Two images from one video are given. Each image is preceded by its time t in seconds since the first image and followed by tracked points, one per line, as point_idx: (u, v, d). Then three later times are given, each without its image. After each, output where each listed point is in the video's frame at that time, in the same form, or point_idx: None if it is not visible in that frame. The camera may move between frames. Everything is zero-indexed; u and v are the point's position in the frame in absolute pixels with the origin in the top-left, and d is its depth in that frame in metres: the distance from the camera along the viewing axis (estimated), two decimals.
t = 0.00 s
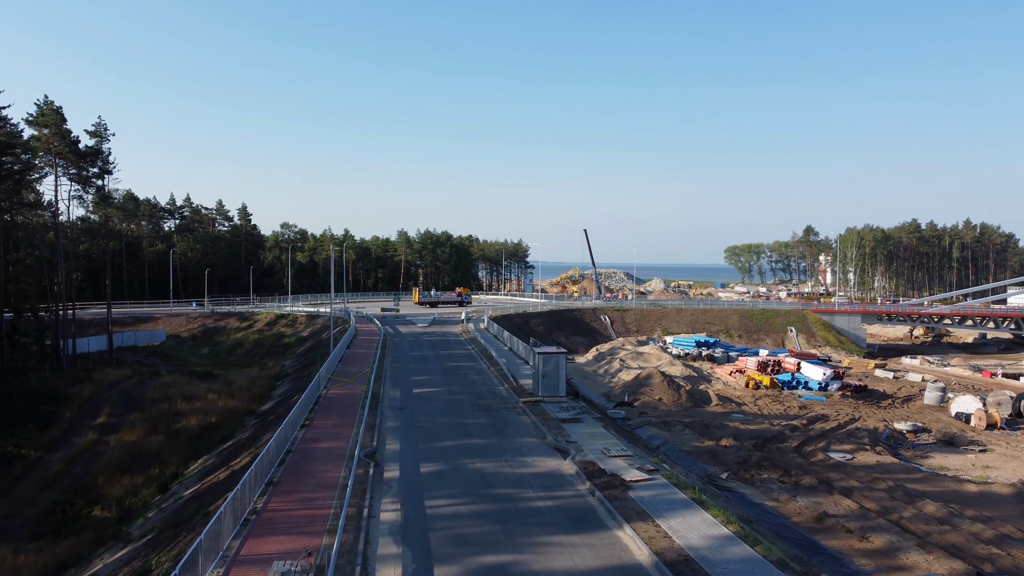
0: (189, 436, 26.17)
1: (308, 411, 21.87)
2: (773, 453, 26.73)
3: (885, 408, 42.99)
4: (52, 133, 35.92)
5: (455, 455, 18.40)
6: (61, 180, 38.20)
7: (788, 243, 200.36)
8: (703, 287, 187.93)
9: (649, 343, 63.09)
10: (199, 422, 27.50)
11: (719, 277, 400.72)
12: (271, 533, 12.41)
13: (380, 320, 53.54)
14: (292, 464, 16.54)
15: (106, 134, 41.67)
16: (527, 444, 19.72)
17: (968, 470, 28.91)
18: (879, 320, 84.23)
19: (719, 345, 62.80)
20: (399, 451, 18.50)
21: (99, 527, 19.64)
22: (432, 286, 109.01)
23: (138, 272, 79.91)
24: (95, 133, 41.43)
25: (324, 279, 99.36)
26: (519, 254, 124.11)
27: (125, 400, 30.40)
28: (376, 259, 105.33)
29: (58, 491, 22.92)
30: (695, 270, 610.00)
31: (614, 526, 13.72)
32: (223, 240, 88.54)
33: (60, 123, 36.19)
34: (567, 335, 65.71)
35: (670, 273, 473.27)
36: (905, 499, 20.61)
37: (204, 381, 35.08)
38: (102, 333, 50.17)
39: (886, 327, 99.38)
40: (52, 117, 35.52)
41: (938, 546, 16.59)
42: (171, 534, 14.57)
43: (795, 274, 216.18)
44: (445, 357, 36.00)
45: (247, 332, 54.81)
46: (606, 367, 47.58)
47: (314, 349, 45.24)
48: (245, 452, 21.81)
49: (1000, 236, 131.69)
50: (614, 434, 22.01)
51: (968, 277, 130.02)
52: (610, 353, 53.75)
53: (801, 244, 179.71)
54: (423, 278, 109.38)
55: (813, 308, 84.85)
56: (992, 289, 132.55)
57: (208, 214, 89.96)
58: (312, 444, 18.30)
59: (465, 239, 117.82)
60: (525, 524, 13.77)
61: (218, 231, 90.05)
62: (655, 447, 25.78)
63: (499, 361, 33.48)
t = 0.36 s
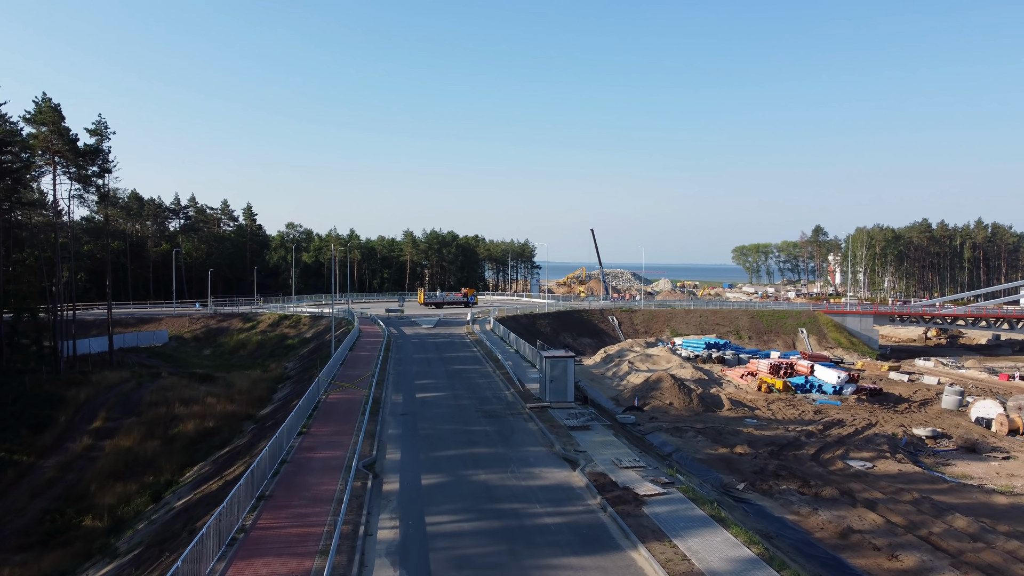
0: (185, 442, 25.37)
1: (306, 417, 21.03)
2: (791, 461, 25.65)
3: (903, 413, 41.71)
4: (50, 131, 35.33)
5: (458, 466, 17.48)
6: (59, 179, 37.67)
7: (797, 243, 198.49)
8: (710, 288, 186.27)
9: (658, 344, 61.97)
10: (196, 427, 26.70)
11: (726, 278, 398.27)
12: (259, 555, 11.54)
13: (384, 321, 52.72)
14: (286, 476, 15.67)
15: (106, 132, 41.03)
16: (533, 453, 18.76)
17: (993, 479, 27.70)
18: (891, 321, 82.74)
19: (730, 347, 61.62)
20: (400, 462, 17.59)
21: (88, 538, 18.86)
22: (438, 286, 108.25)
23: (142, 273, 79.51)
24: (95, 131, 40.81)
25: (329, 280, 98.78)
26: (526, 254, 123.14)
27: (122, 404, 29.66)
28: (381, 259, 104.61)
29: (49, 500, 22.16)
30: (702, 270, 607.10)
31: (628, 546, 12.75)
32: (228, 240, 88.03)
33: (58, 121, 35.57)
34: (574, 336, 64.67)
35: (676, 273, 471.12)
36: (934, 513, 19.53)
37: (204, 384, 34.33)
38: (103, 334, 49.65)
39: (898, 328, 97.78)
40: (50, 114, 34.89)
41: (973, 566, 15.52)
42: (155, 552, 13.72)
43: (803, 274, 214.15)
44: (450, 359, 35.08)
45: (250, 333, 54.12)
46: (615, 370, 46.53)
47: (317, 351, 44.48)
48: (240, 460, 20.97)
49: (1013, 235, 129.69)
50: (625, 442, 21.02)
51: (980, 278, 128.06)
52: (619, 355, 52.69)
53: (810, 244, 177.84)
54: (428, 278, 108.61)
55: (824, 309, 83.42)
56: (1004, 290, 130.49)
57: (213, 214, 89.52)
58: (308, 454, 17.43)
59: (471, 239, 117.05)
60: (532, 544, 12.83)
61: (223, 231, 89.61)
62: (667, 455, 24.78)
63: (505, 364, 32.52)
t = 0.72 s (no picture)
0: (180, 448, 24.55)
1: (303, 422, 20.19)
2: (810, 471, 24.56)
3: (920, 417, 40.47)
4: (47, 129, 34.72)
5: (462, 478, 16.56)
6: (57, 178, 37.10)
7: (805, 244, 196.83)
8: (718, 288, 184.79)
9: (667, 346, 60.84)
10: (193, 432, 25.91)
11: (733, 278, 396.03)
12: None
13: (389, 322, 51.90)
14: (279, 489, 14.79)
15: (106, 130, 40.47)
16: (541, 464, 17.80)
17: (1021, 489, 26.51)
18: (904, 323, 81.24)
19: (740, 349, 60.40)
20: (400, 473, 16.67)
21: (75, 551, 18.02)
22: (444, 287, 107.42)
23: (147, 273, 79.07)
24: (94, 129, 40.22)
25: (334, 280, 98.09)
26: (531, 254, 121.83)
27: (118, 407, 28.91)
28: (387, 259, 103.95)
29: (38, 509, 21.38)
30: (709, 270, 604.19)
31: (643, 570, 11.81)
32: (233, 240, 87.55)
33: (56, 119, 34.97)
34: (581, 337, 63.65)
35: (683, 273, 469.17)
36: (965, 529, 18.46)
37: (203, 387, 33.55)
38: (105, 335, 49.09)
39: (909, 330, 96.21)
40: (47, 111, 34.29)
41: None
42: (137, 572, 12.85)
43: (811, 275, 212.24)
44: (454, 362, 34.17)
45: (253, 334, 53.40)
46: (623, 372, 45.48)
47: (320, 353, 43.69)
48: (235, 469, 20.14)
49: None
50: (637, 451, 20.01)
51: (991, 278, 126.21)
52: (627, 356, 51.59)
53: (818, 244, 176.11)
54: (434, 278, 107.83)
55: (835, 310, 81.99)
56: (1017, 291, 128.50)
57: (218, 214, 89.04)
58: (303, 465, 16.53)
59: (476, 240, 116.25)
60: (539, 566, 11.87)
61: (228, 231, 89.05)
62: (680, 464, 23.76)
63: (511, 368, 31.56)
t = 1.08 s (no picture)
0: (176, 454, 23.83)
1: (301, 428, 19.41)
2: (828, 480, 23.56)
3: (939, 422, 39.29)
4: (45, 126, 34.18)
5: (465, 489, 15.68)
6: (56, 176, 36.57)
7: (813, 244, 194.84)
8: (725, 288, 183.17)
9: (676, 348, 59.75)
10: (189, 437, 25.18)
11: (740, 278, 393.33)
12: None
13: (393, 323, 51.12)
14: (272, 502, 13.98)
15: (107, 128, 40.01)
16: (548, 474, 16.92)
17: None
18: (916, 324, 79.81)
19: (751, 351, 59.22)
20: (400, 484, 15.83)
21: (62, 562, 17.31)
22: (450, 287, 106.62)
23: (151, 272, 78.71)
24: (95, 127, 39.77)
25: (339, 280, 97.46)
26: (537, 254, 120.42)
27: (115, 410, 28.24)
28: (392, 259, 103.27)
29: (28, 517, 20.69)
30: (716, 271, 600.96)
31: None
32: (238, 240, 87.09)
33: (54, 116, 34.46)
34: (589, 338, 62.68)
35: (690, 273, 466.65)
36: (997, 544, 17.44)
37: (203, 389, 32.85)
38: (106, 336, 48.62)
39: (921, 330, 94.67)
40: (45, 108, 33.78)
41: None
42: None
43: (820, 275, 210.05)
44: (459, 364, 33.33)
45: (256, 335, 52.80)
46: (632, 374, 44.49)
47: (323, 354, 42.96)
48: (230, 477, 19.35)
49: None
50: (649, 460, 19.10)
51: (1003, 279, 124.24)
52: (636, 358, 50.63)
53: (827, 244, 174.27)
54: (440, 278, 107.06)
55: (846, 311, 80.62)
56: None
57: (223, 213, 88.64)
58: (299, 475, 15.72)
59: (482, 240, 115.44)
60: None
61: (233, 231, 88.60)
62: (693, 472, 22.83)
63: (517, 371, 30.68)
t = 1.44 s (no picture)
0: (172, 461, 23.02)
1: (298, 434, 18.54)
2: (851, 491, 22.41)
3: (960, 427, 37.98)
4: (43, 123, 33.46)
5: (469, 504, 14.74)
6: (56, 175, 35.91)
7: (823, 244, 192.70)
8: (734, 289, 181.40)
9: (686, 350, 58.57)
10: (186, 443, 24.37)
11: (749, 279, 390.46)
12: None
13: (398, 324, 50.27)
14: (262, 519, 13.07)
15: (107, 126, 39.40)
16: (558, 487, 15.92)
17: None
18: (931, 325, 78.20)
19: (764, 353, 57.95)
20: (400, 499, 14.87)
21: None
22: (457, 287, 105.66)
23: (156, 272, 78.27)
24: (95, 125, 39.14)
25: (345, 280, 96.80)
26: (545, 254, 119.62)
27: (111, 415, 27.50)
28: (399, 259, 102.56)
29: (17, 527, 19.93)
30: (724, 271, 597.21)
31: None
32: (244, 240, 86.58)
33: (52, 113, 33.74)
34: (597, 340, 61.59)
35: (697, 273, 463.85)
36: None
37: (202, 393, 32.06)
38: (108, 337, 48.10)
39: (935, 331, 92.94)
40: (43, 105, 33.07)
41: None
42: None
43: (830, 275, 207.61)
44: (464, 367, 32.43)
45: (260, 336, 52.11)
46: (642, 377, 43.43)
47: (327, 356, 42.17)
48: (224, 488, 18.46)
49: None
50: (664, 471, 18.07)
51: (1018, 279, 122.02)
52: (646, 360, 49.50)
53: (836, 244, 172.24)
54: (446, 279, 106.17)
55: (859, 312, 79.12)
56: None
57: (229, 213, 88.19)
58: (293, 488, 14.81)
59: (489, 240, 114.51)
60: None
61: (238, 231, 88.10)
62: (708, 483, 21.78)
63: (524, 374, 29.67)
